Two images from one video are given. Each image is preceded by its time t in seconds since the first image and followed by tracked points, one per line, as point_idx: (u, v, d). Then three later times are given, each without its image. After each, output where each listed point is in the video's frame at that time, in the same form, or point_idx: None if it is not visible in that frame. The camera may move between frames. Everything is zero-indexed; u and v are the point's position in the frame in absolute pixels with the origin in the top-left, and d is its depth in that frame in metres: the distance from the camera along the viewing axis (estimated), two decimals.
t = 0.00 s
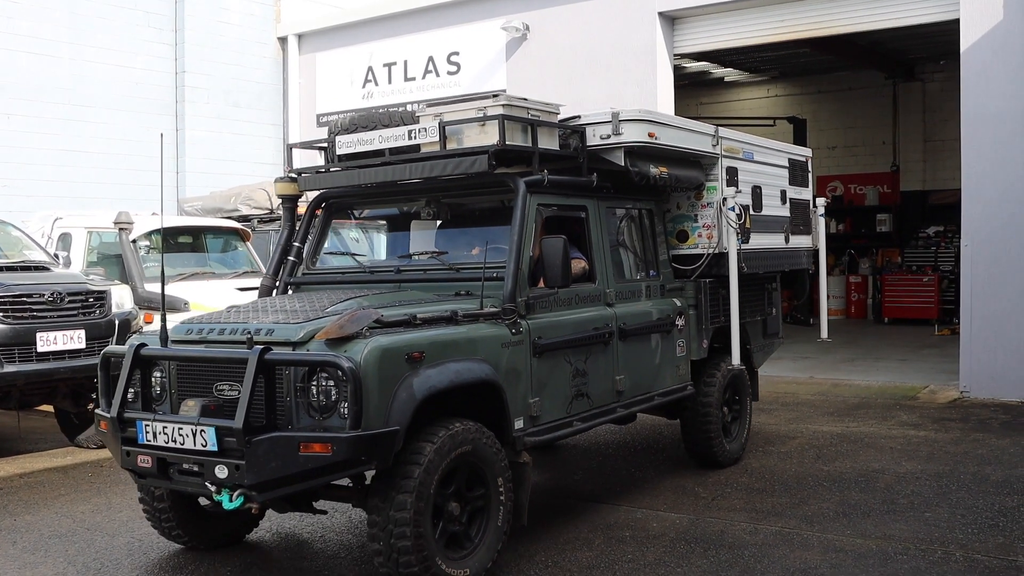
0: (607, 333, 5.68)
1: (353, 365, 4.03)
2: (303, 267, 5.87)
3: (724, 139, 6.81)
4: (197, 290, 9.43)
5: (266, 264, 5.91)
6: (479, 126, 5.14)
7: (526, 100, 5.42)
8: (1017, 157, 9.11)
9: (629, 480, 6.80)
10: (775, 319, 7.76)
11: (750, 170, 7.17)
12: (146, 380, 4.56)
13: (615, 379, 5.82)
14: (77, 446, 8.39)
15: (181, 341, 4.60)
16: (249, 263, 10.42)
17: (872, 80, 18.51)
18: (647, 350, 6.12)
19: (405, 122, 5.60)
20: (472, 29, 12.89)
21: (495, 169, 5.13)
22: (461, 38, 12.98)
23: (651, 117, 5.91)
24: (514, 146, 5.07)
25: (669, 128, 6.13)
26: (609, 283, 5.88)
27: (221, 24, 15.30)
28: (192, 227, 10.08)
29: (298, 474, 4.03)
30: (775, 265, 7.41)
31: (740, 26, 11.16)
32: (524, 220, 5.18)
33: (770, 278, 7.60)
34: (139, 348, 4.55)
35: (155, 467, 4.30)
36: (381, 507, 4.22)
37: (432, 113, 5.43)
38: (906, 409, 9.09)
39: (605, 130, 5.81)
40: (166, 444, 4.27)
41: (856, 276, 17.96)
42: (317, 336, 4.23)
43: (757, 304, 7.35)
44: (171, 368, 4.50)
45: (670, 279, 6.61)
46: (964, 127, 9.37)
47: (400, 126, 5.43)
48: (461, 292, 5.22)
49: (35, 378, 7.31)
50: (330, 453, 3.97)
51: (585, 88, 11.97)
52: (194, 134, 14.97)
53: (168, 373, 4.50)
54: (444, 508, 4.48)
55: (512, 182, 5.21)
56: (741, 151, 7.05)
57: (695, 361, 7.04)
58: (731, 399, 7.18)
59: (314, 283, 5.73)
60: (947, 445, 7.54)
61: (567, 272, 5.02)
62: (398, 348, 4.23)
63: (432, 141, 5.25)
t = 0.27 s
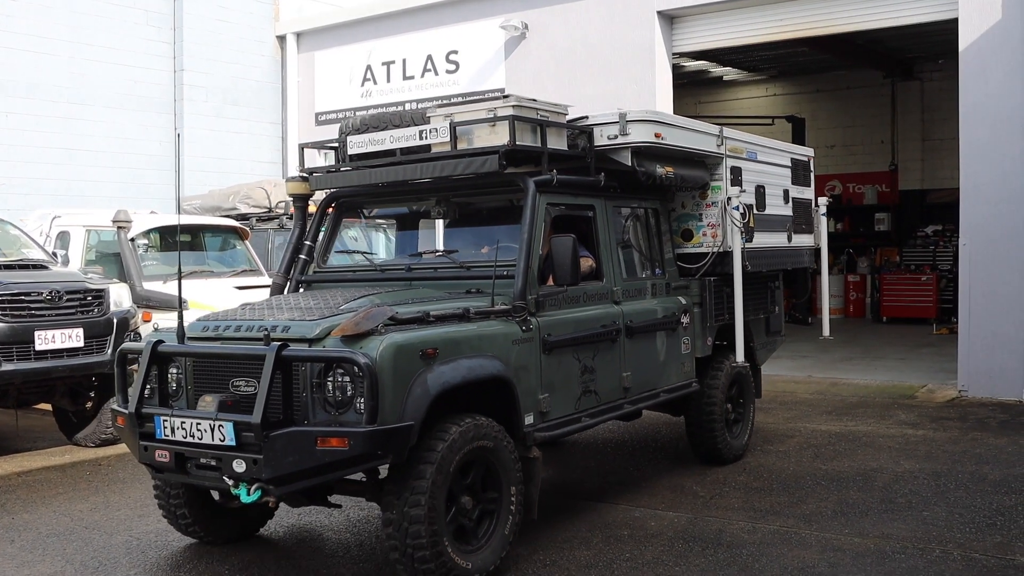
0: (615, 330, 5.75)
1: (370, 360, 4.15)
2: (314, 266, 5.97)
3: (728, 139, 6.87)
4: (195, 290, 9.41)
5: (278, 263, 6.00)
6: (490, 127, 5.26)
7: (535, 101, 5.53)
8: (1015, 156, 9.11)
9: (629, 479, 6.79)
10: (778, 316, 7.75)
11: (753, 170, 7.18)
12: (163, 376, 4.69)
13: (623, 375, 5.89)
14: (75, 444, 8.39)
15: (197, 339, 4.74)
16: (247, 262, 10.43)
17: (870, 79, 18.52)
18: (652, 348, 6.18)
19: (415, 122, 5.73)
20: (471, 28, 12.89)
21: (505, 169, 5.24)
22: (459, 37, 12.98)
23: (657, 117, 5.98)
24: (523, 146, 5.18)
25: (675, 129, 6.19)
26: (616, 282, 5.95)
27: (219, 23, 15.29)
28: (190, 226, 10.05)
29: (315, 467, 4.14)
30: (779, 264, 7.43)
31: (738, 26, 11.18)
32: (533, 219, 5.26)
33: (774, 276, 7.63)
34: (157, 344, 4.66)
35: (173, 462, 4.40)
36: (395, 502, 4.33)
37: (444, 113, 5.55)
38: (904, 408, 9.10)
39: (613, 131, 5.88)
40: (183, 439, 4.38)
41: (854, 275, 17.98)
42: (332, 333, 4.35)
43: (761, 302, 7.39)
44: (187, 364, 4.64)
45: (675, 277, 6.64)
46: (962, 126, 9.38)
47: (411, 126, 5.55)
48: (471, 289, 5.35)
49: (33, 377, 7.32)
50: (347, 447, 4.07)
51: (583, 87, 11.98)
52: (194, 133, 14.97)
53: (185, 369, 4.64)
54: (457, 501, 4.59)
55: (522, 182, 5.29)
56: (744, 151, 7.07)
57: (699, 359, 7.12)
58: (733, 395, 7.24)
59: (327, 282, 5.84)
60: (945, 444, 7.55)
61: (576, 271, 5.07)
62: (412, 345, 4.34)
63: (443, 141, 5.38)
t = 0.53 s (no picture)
0: (621, 328, 5.79)
1: (384, 357, 4.24)
2: (324, 264, 6.00)
3: (733, 140, 6.88)
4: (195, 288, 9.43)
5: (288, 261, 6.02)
6: (499, 127, 5.28)
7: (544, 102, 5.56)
8: (1014, 156, 9.12)
9: (629, 479, 6.77)
10: (780, 315, 7.77)
11: (757, 170, 7.20)
12: (178, 373, 4.83)
13: (629, 373, 5.93)
14: (73, 443, 8.40)
15: (212, 336, 4.85)
16: (246, 261, 10.43)
17: (869, 78, 18.52)
18: (657, 346, 6.20)
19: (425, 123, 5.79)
20: (470, 27, 12.89)
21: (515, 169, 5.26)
22: (458, 36, 12.97)
23: (664, 118, 6.00)
24: (532, 147, 5.20)
25: (680, 129, 6.20)
26: (622, 280, 5.99)
27: (217, 21, 15.25)
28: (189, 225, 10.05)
29: (330, 462, 4.25)
30: (781, 263, 7.46)
31: (738, 25, 11.18)
32: (542, 218, 5.28)
33: (776, 275, 7.64)
34: (170, 343, 4.76)
35: (188, 456, 4.54)
36: (408, 496, 4.43)
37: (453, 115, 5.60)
38: (902, 408, 9.10)
39: (620, 131, 5.90)
40: (199, 435, 4.50)
41: (852, 275, 18.00)
42: (347, 330, 4.43)
43: (763, 301, 7.41)
44: (202, 362, 4.76)
45: (680, 276, 6.66)
46: (961, 126, 9.39)
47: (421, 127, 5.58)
48: (480, 288, 5.38)
49: (31, 375, 7.31)
50: (363, 443, 4.18)
51: (582, 86, 11.98)
52: (193, 131, 14.96)
53: (199, 366, 4.77)
54: (468, 495, 4.68)
55: (531, 182, 5.31)
56: (749, 151, 7.08)
57: (703, 357, 7.15)
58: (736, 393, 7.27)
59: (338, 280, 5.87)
60: (943, 444, 7.55)
61: (584, 269, 5.10)
62: (424, 343, 4.41)
63: (453, 141, 5.41)
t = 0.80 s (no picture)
0: (627, 326, 5.80)
1: (397, 353, 4.27)
2: (333, 262, 6.04)
3: (737, 140, 6.89)
4: (194, 287, 9.42)
5: (298, 258, 6.08)
6: (507, 127, 5.29)
7: (551, 102, 5.58)
8: (1013, 155, 9.12)
9: (628, 477, 6.78)
10: (782, 313, 7.80)
11: (760, 170, 7.20)
12: (192, 369, 4.85)
13: (634, 370, 5.93)
14: (70, 441, 8.39)
15: (224, 333, 4.87)
16: (244, 259, 10.38)
17: (868, 77, 18.52)
18: (661, 344, 6.21)
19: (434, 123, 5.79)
20: (468, 25, 12.89)
21: (523, 169, 5.27)
22: (457, 34, 12.97)
23: (669, 118, 6.00)
24: (540, 147, 5.21)
25: (685, 129, 6.21)
26: (628, 278, 6.00)
27: (215, 19, 15.21)
28: (188, 223, 10.05)
29: (343, 457, 4.28)
30: (784, 261, 7.47)
31: (737, 24, 11.18)
32: (550, 216, 5.29)
33: (779, 274, 7.65)
34: (186, 338, 4.82)
35: (202, 452, 4.56)
36: (419, 489, 4.48)
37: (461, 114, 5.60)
38: (900, 407, 9.11)
39: (626, 131, 5.93)
40: (214, 430, 4.54)
41: (850, 274, 18.02)
42: (359, 327, 4.46)
43: (766, 299, 7.41)
44: (214, 358, 4.78)
45: (684, 274, 6.67)
46: (960, 125, 9.39)
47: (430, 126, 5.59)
48: (488, 285, 5.38)
49: (29, 373, 7.31)
50: (376, 437, 4.21)
51: (581, 84, 11.97)
52: (191, 129, 14.94)
53: (211, 362, 4.79)
54: (478, 490, 4.72)
55: (538, 181, 5.32)
56: (752, 151, 7.09)
57: (707, 355, 7.17)
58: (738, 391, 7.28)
59: (345, 277, 5.91)
60: (941, 443, 7.55)
61: (590, 268, 5.11)
62: (436, 340, 4.44)
63: (461, 141, 5.42)
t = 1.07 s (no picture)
0: (631, 322, 5.81)
1: (407, 349, 4.29)
2: (340, 259, 6.02)
3: (740, 138, 6.89)
4: (190, 284, 9.39)
5: (306, 256, 6.05)
6: (513, 126, 5.30)
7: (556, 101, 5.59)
8: (1011, 153, 9.13)
9: (627, 474, 6.78)
10: (783, 310, 7.78)
11: (762, 167, 7.20)
12: (203, 365, 4.85)
13: (638, 366, 5.94)
14: (68, 438, 8.38)
15: (235, 329, 4.87)
16: (241, 256, 10.36)
17: (866, 75, 18.52)
18: (664, 340, 6.20)
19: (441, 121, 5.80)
20: (466, 22, 12.89)
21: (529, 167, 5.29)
22: (456, 31, 12.97)
23: (673, 117, 6.00)
24: (546, 146, 5.21)
25: (689, 128, 6.20)
26: (632, 274, 6.00)
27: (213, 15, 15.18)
28: (185, 220, 10.04)
29: (353, 451, 4.29)
30: (785, 258, 7.47)
31: (735, 22, 11.17)
32: (556, 214, 5.30)
33: (780, 271, 7.66)
34: (197, 334, 4.81)
35: (214, 446, 4.56)
36: (428, 481, 4.50)
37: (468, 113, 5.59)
38: (898, 404, 9.12)
39: (630, 130, 5.93)
40: (225, 424, 4.53)
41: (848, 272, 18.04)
42: (370, 322, 4.48)
43: (767, 296, 7.41)
44: (225, 354, 4.79)
45: (687, 271, 6.67)
46: (958, 123, 9.40)
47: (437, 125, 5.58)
48: (495, 282, 5.37)
49: (26, 370, 7.30)
50: (386, 432, 4.22)
51: (579, 82, 11.97)
52: (188, 126, 14.91)
53: (222, 358, 4.79)
54: (485, 484, 4.75)
55: (545, 178, 5.33)
56: (754, 149, 7.09)
57: (709, 351, 7.19)
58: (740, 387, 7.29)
59: (355, 273, 5.89)
60: (938, 440, 7.56)
61: (596, 264, 5.15)
62: (445, 336, 4.45)
63: (468, 140, 5.42)
